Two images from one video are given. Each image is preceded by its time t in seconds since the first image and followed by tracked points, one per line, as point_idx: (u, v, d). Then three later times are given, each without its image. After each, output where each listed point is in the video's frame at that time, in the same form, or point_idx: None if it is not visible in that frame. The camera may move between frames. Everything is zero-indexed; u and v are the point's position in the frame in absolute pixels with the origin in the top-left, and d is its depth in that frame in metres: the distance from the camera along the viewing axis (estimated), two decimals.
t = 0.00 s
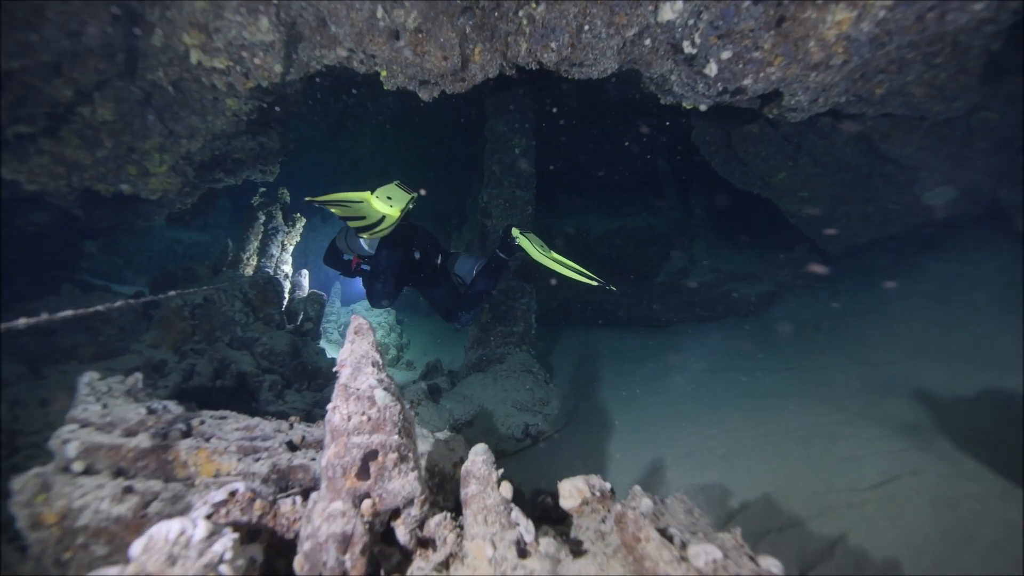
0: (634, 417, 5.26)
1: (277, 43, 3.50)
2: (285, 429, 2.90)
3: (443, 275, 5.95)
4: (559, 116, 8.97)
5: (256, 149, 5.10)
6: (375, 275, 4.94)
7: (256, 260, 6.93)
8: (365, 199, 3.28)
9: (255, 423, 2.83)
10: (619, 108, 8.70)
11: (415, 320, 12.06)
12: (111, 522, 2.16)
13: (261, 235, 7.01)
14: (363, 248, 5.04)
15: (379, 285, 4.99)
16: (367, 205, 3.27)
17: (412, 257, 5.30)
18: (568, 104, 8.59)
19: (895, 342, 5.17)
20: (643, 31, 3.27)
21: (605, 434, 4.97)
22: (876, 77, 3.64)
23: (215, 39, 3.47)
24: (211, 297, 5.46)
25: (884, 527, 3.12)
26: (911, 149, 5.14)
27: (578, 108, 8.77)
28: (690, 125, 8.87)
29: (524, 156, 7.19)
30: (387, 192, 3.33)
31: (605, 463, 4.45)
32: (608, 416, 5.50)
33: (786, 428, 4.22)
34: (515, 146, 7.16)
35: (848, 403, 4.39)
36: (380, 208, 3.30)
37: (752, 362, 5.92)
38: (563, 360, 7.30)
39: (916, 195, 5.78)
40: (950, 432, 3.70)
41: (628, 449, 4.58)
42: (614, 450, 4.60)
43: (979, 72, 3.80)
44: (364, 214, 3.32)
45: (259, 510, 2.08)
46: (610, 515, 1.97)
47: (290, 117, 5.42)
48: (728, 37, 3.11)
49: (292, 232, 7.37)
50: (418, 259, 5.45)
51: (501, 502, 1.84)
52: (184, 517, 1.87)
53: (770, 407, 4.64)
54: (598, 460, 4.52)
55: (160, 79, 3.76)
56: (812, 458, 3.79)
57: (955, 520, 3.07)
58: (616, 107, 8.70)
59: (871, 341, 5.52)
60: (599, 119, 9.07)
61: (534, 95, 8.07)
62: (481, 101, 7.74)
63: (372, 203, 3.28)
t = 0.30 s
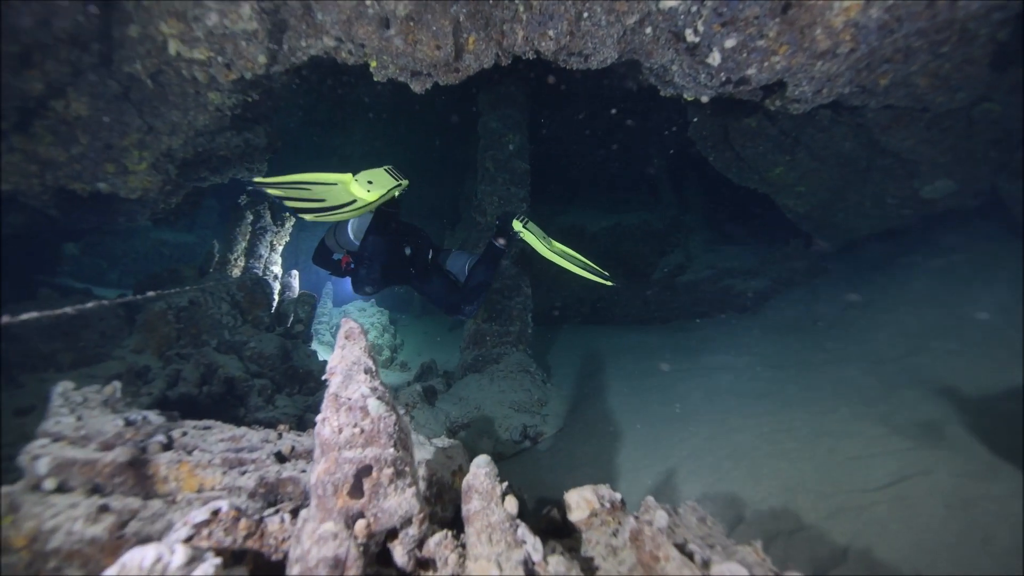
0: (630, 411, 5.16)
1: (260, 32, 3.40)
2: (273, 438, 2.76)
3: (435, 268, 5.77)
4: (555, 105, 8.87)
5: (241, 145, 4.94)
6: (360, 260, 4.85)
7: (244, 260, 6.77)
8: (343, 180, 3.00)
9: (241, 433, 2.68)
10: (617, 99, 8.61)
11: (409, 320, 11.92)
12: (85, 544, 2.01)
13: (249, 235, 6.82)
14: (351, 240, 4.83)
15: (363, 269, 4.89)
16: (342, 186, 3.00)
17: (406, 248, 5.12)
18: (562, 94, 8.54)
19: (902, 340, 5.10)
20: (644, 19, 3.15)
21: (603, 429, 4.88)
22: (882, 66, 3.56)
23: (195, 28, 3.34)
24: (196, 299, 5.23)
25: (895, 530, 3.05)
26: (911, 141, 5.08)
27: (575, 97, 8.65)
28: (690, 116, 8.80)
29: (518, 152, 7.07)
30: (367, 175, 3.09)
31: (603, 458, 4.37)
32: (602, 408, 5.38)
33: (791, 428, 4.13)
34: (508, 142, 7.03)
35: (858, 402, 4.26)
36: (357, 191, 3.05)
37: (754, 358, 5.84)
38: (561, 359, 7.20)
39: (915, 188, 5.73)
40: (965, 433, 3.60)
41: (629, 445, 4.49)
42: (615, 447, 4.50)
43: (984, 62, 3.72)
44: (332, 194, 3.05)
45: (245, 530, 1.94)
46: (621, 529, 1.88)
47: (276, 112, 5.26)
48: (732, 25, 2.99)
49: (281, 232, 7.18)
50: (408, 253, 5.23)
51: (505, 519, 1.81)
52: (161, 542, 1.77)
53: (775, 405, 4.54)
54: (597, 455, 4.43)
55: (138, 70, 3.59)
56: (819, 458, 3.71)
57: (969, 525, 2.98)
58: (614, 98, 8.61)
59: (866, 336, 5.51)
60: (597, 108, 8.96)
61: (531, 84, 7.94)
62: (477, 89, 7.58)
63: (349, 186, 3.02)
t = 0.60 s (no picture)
0: (635, 409, 5.08)
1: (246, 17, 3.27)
2: (265, 445, 2.65)
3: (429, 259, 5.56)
4: (553, 92, 8.73)
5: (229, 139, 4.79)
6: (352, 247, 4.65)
7: (236, 259, 6.62)
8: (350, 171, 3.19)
9: (231, 440, 2.58)
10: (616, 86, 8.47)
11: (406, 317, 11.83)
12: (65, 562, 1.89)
13: (241, 232, 6.67)
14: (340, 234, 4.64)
15: (354, 255, 4.68)
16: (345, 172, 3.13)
17: (398, 244, 5.01)
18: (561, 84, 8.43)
19: (908, 333, 5.03)
20: (648, 2, 3.02)
21: (609, 430, 4.79)
22: (892, 51, 3.47)
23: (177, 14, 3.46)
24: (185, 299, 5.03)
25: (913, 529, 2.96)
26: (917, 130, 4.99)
27: (573, 84, 8.50)
28: (690, 105, 8.66)
29: (515, 145, 6.94)
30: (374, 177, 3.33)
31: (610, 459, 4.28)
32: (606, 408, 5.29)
33: (800, 424, 4.05)
34: (505, 135, 6.91)
35: (869, 396, 4.18)
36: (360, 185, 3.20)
37: (758, 353, 5.76)
38: (562, 356, 7.12)
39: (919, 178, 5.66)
40: (980, 428, 3.52)
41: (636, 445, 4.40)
42: (622, 448, 4.41)
43: (997, 45, 3.62)
44: (327, 183, 3.05)
45: (235, 545, 1.88)
46: (634, 537, 2.01)
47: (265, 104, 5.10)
48: (740, 8, 2.88)
49: (275, 229, 7.04)
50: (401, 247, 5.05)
51: (516, 534, 1.82)
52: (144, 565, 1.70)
53: (784, 402, 4.46)
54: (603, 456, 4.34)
55: (119, 62, 3.51)
56: (830, 455, 3.63)
57: (990, 523, 2.90)
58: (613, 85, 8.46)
59: (869, 329, 5.46)
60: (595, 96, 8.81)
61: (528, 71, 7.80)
62: (473, 76, 7.44)
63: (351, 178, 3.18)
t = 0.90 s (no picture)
0: (643, 406, 4.99)
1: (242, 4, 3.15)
2: (262, 450, 2.56)
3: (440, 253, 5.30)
4: (559, 84, 8.65)
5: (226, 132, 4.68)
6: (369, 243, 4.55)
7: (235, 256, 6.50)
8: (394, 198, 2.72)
9: (227, 446, 2.48)
10: (623, 76, 8.38)
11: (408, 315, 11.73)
12: None
13: (241, 229, 6.57)
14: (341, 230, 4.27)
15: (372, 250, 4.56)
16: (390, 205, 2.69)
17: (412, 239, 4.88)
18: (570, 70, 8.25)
19: (922, 331, 4.91)
20: None
21: (616, 425, 4.69)
22: (914, 38, 3.33)
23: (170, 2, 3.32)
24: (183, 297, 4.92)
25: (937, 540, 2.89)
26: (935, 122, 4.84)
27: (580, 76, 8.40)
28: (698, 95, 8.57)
29: (519, 140, 6.81)
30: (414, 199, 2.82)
31: (618, 456, 4.19)
32: (613, 406, 5.20)
33: (814, 425, 3.96)
34: (509, 129, 6.78)
35: (885, 397, 4.09)
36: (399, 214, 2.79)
37: (767, 352, 5.64)
38: (567, 356, 7.03)
39: (935, 172, 5.51)
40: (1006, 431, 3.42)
41: (645, 443, 4.30)
42: (630, 445, 4.32)
43: None
44: (371, 218, 2.63)
45: (227, 561, 1.82)
46: (655, 554, 1.97)
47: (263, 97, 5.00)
48: None
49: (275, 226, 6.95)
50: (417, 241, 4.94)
51: (527, 553, 1.83)
52: None
53: (797, 401, 4.36)
54: (611, 453, 4.25)
55: (111, 51, 3.40)
56: (847, 458, 3.54)
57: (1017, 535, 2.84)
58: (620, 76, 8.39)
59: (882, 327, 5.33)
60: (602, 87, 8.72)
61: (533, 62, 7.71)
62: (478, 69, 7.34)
63: (393, 206, 2.75)
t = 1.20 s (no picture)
0: (653, 413, 4.92)
1: None
2: (259, 459, 2.43)
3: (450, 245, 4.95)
4: (570, 77, 8.57)
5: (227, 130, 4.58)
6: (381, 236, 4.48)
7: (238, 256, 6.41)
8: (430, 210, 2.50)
9: (222, 455, 2.36)
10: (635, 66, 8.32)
11: (411, 317, 11.63)
12: None
13: (243, 229, 6.48)
14: (344, 228, 4.40)
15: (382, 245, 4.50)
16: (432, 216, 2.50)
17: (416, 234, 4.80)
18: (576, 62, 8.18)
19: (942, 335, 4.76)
20: None
21: (627, 433, 4.62)
22: (940, 29, 3.20)
23: None
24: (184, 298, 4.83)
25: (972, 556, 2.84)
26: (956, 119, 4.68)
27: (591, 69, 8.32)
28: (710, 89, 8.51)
29: (525, 139, 6.70)
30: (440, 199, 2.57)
31: (632, 465, 4.12)
32: (622, 411, 5.12)
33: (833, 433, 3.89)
34: (515, 128, 6.67)
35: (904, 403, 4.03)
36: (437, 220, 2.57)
37: (779, 356, 5.52)
38: (573, 361, 6.94)
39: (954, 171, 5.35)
40: None
41: (659, 450, 4.23)
42: (643, 453, 4.25)
43: None
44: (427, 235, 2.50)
45: None
46: None
47: (265, 94, 4.92)
48: None
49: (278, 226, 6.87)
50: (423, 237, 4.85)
51: None
52: None
53: (813, 408, 4.28)
54: (625, 462, 4.18)
55: (107, 45, 3.32)
56: (871, 469, 3.49)
57: None
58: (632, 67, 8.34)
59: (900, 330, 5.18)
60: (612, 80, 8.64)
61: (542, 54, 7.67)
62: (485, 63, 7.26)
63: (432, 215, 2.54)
